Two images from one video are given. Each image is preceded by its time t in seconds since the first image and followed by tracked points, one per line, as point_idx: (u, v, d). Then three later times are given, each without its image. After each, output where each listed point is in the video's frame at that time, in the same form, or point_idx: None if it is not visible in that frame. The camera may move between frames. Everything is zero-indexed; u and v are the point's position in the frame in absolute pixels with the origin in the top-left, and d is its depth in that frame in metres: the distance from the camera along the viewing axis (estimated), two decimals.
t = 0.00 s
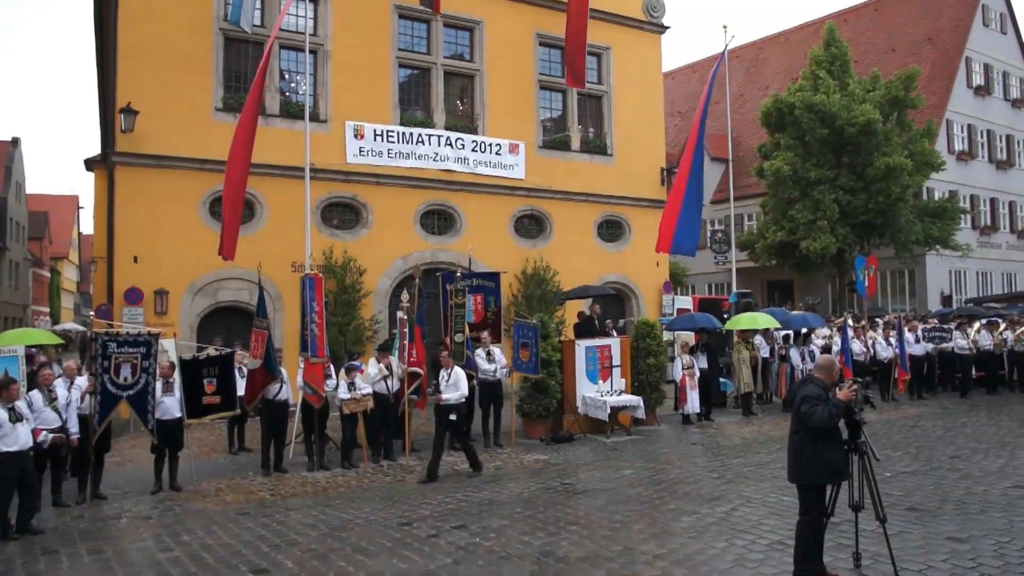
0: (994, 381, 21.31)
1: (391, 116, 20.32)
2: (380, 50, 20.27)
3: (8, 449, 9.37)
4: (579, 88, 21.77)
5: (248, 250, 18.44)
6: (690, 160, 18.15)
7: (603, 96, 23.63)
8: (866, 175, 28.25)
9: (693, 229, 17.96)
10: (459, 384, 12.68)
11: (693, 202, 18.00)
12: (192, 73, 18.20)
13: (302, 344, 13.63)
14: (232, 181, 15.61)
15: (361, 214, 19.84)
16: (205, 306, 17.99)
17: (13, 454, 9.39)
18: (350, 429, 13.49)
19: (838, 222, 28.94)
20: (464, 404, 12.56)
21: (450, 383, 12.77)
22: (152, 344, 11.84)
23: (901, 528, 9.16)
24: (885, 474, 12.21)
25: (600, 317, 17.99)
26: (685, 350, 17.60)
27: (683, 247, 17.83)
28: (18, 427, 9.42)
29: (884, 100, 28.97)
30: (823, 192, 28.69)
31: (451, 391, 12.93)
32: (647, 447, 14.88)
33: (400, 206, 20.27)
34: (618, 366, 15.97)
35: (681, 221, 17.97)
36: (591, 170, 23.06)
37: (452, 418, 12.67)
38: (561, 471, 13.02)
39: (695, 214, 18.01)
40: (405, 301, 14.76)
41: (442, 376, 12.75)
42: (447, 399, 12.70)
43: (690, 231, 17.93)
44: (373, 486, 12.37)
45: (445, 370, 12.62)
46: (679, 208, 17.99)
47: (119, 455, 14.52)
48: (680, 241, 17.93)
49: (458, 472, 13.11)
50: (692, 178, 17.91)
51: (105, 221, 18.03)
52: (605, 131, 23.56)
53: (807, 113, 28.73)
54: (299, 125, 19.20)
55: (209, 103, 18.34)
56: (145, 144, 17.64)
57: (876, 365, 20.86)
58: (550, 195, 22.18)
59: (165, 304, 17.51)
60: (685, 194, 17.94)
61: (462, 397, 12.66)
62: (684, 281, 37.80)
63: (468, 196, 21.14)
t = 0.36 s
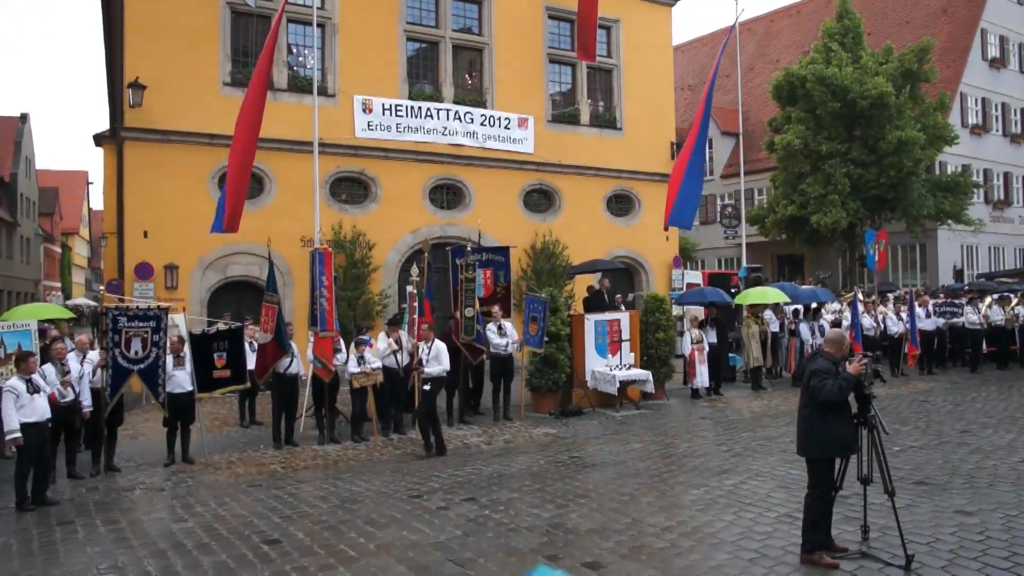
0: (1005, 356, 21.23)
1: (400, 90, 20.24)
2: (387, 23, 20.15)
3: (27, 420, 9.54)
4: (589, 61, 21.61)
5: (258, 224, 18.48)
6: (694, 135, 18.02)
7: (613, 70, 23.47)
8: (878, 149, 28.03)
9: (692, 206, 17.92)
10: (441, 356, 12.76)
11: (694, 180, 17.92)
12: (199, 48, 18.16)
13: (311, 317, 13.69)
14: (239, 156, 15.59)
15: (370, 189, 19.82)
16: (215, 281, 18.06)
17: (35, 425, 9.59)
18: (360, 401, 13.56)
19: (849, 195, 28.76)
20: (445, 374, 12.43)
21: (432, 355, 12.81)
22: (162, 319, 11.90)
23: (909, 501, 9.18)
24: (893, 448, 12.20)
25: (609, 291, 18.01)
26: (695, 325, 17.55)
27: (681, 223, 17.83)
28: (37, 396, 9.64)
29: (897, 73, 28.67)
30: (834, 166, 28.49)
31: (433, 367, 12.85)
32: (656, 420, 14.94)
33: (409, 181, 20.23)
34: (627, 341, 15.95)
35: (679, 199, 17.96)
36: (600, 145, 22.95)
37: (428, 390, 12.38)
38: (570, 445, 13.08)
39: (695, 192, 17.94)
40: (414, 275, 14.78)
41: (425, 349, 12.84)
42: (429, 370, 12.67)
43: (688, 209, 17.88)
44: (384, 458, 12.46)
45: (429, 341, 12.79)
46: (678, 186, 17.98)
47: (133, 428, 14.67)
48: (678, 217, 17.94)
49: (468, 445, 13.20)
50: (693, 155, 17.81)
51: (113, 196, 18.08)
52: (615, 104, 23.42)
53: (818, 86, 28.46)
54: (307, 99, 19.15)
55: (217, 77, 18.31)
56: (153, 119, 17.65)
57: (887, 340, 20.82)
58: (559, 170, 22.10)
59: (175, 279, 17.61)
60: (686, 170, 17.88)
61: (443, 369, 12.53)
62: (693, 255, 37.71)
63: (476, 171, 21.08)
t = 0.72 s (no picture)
0: (1008, 332, 21.19)
1: (403, 62, 20.11)
2: None
3: (37, 389, 9.68)
4: (595, 33, 21.44)
5: (262, 196, 18.46)
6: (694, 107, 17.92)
7: (618, 42, 23.28)
8: (885, 124, 27.81)
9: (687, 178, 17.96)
10: (413, 331, 12.55)
11: (691, 152, 17.91)
12: (202, 17, 18.04)
13: (316, 289, 13.72)
14: (242, 127, 15.52)
15: (373, 160, 19.75)
16: (219, 253, 18.09)
17: (44, 394, 9.73)
18: (363, 372, 13.61)
19: (854, 170, 28.62)
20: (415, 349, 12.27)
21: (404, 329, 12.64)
22: (167, 291, 11.92)
23: (909, 475, 9.23)
24: (895, 422, 12.23)
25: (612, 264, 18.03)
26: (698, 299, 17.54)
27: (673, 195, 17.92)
28: (47, 365, 9.77)
29: (904, 46, 28.42)
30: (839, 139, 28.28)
31: (406, 342, 12.62)
32: (658, 393, 14.99)
33: (413, 153, 20.17)
34: (630, 314, 15.99)
35: (675, 172, 18.03)
36: (605, 117, 22.84)
37: (400, 366, 12.25)
38: (572, 417, 13.15)
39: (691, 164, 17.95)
40: (417, 246, 14.74)
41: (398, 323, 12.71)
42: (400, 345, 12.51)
43: (682, 183, 17.93)
44: (388, 429, 12.54)
45: (402, 315, 12.65)
46: (675, 159, 18.04)
47: (138, 398, 14.77)
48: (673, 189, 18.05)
49: (471, 417, 13.26)
50: (691, 128, 17.77)
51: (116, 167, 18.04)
52: (620, 77, 23.27)
53: (825, 59, 28.21)
54: (310, 70, 19.05)
55: (219, 48, 18.20)
56: (156, 89, 17.58)
57: (890, 316, 20.81)
58: (563, 142, 22.01)
59: (179, 250, 17.63)
60: (684, 142, 17.88)
61: (414, 344, 12.34)
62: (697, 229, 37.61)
63: (480, 144, 21.00)
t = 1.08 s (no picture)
0: None
1: (426, 48, 20.08)
2: None
3: (65, 373, 9.78)
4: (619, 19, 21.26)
5: (285, 183, 18.52)
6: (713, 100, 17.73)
7: (642, 28, 23.09)
8: (913, 111, 27.41)
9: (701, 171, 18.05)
10: (405, 320, 12.14)
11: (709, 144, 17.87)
12: (226, 4, 18.09)
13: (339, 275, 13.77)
14: (266, 114, 15.55)
15: (396, 147, 19.75)
16: (243, 239, 18.19)
17: (72, 377, 9.83)
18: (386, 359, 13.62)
19: (881, 158, 28.25)
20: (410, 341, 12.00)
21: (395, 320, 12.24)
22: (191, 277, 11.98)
23: (936, 467, 9.11)
24: (922, 414, 12.07)
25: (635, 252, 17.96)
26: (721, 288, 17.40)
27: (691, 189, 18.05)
28: (76, 349, 9.86)
29: (935, 32, 27.97)
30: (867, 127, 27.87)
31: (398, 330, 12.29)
32: (681, 382, 14.92)
33: (435, 140, 20.15)
34: (653, 303, 15.90)
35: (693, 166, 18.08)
36: (629, 104, 22.68)
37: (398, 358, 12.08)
38: (594, 405, 13.11)
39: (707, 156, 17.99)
40: (440, 233, 14.67)
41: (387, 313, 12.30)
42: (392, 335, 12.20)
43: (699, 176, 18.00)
44: (410, 416, 12.58)
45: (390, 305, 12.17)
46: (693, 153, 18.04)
47: (163, 383, 14.92)
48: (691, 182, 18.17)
49: (492, 404, 13.26)
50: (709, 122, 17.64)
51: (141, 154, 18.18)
52: (644, 63, 23.08)
53: (853, 45, 27.80)
54: (334, 57, 19.07)
55: (243, 35, 18.25)
56: (180, 76, 17.67)
57: (917, 306, 20.55)
58: (586, 129, 21.89)
59: (203, 237, 17.74)
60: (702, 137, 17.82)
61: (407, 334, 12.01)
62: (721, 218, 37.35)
63: (503, 131, 20.93)
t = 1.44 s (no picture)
0: None
1: (450, 39, 20.10)
2: None
3: (96, 360, 9.90)
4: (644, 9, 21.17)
5: (310, 173, 18.65)
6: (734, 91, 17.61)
7: (667, 18, 22.96)
8: (942, 102, 27.08)
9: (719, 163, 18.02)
10: (400, 310, 12.12)
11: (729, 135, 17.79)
12: None
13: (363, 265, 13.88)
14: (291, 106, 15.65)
15: (420, 138, 19.82)
16: (268, 229, 18.35)
17: (104, 365, 9.97)
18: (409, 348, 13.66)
19: (908, 149, 27.93)
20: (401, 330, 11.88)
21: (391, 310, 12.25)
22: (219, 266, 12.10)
23: (962, 461, 9.04)
24: (948, 408, 11.97)
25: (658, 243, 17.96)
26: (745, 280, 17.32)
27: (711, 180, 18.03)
28: (107, 337, 9.98)
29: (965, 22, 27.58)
30: (895, 118, 27.56)
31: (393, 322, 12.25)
32: (703, 374, 14.90)
33: (459, 131, 20.18)
34: (677, 294, 15.87)
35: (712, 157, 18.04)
36: (653, 94, 22.59)
37: (386, 345, 11.79)
38: (617, 396, 13.13)
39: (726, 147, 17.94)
40: (464, 224, 14.63)
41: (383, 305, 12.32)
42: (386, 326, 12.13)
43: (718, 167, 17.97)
44: (434, 405, 12.66)
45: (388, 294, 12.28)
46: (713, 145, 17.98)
47: (190, 371, 15.11)
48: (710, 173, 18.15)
49: (515, 394, 13.31)
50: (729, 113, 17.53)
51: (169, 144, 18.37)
52: (669, 54, 22.96)
53: (880, 36, 27.46)
54: (358, 48, 19.15)
55: (270, 26, 18.36)
56: (208, 67, 17.82)
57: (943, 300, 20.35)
58: (609, 120, 21.84)
59: (230, 227, 17.92)
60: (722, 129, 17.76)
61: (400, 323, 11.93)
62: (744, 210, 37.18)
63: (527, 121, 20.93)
